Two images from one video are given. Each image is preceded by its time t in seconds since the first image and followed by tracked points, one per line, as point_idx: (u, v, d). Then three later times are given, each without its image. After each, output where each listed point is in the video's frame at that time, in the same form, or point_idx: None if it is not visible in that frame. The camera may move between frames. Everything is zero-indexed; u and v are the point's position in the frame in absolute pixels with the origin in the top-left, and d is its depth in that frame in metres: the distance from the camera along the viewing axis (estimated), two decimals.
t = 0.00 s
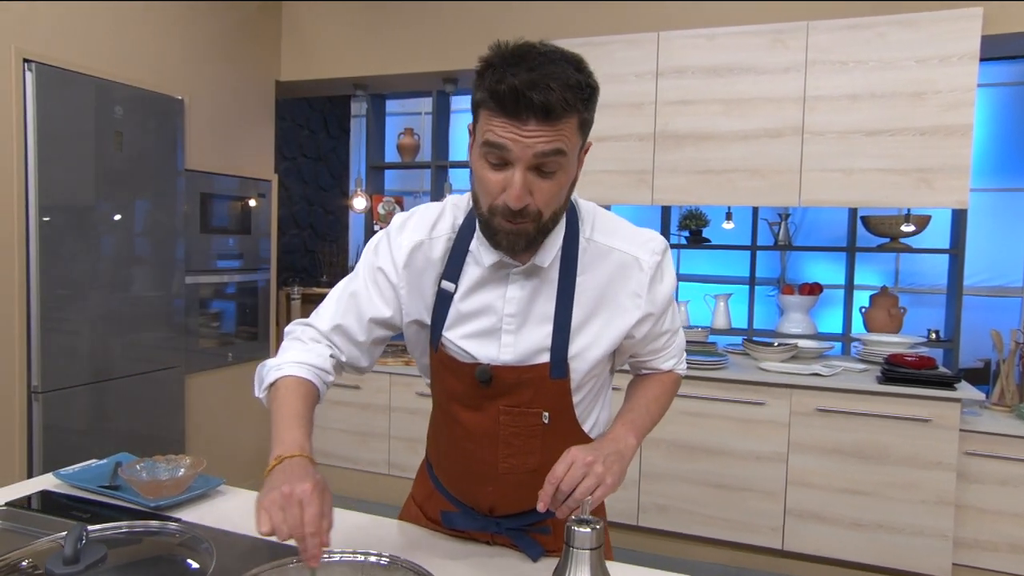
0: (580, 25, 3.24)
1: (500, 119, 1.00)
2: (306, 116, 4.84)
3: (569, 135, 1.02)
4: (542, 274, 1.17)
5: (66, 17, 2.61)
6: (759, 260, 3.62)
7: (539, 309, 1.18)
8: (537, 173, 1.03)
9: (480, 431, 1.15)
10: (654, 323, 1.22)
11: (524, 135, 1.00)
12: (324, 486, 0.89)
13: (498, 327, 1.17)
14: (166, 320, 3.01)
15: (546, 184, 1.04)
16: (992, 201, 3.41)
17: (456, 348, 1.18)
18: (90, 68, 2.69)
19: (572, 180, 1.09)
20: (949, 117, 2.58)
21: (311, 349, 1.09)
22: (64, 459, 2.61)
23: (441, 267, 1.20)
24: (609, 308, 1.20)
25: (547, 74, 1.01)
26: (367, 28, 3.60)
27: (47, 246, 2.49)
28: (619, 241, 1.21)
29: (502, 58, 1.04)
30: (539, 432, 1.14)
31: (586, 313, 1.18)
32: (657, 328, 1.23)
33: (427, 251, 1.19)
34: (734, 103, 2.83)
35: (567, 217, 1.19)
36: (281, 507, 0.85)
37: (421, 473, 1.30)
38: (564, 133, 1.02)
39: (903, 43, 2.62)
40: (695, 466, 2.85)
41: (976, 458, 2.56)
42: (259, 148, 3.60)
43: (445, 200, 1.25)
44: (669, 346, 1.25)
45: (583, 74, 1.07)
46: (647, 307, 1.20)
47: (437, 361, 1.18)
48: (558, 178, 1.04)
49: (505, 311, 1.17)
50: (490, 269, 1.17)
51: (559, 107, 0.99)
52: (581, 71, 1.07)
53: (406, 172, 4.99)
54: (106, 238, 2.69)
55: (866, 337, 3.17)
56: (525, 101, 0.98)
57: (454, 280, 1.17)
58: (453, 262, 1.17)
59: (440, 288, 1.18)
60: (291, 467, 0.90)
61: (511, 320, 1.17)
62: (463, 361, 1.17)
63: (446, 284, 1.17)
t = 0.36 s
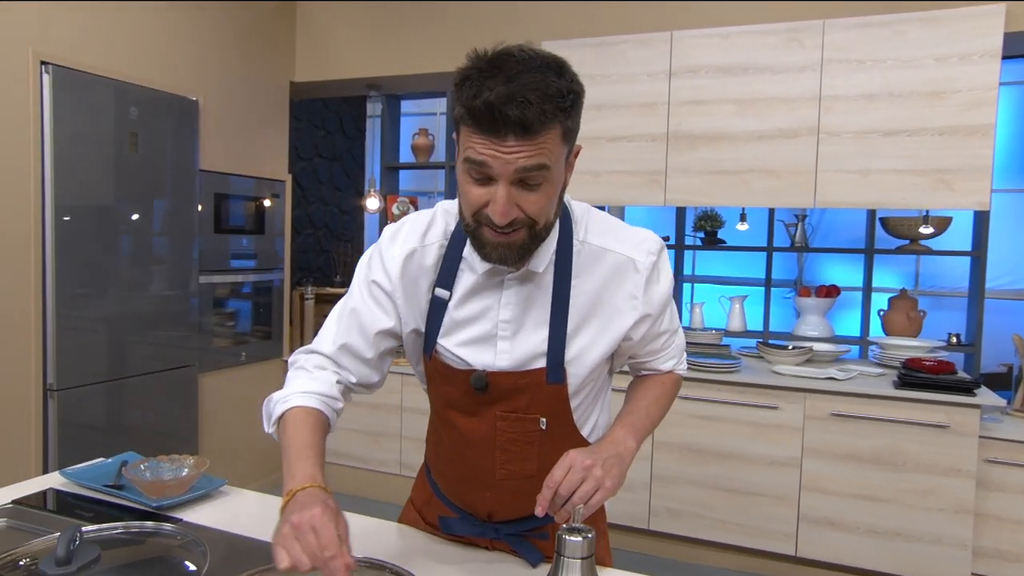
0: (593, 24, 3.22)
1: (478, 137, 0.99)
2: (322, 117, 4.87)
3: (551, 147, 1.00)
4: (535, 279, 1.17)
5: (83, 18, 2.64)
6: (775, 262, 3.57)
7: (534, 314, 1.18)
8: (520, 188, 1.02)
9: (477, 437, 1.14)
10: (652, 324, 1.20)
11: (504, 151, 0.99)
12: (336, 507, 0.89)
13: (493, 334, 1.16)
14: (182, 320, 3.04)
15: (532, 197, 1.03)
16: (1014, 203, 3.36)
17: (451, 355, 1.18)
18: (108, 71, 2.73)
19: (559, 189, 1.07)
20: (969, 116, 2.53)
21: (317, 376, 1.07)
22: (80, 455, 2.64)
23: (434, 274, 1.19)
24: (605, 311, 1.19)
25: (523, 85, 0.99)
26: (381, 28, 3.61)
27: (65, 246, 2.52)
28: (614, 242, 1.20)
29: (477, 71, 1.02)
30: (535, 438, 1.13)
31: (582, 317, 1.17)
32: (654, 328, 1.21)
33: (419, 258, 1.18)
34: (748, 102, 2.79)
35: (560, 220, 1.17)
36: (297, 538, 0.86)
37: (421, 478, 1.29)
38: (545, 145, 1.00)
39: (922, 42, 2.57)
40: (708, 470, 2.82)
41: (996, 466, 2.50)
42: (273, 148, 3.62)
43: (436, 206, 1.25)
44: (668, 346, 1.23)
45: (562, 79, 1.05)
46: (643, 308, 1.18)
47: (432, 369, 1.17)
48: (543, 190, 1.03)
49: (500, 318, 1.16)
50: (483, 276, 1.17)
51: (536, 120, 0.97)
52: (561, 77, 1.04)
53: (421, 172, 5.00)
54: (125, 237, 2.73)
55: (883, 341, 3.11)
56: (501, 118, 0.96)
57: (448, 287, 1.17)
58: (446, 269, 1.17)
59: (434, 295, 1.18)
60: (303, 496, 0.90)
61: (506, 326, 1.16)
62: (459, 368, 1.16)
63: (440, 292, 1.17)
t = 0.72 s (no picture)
0: (612, 25, 3.20)
1: (454, 127, 1.01)
2: (344, 119, 4.91)
3: (527, 138, 1.00)
4: (531, 283, 1.16)
5: (109, 23, 2.70)
6: (798, 265, 3.48)
7: (531, 319, 1.17)
8: (498, 178, 1.02)
9: (476, 444, 1.14)
10: (651, 331, 1.19)
11: (479, 140, 0.99)
12: (294, 537, 0.89)
13: (490, 340, 1.16)
14: (205, 319, 3.08)
15: (511, 188, 1.03)
16: None
17: (448, 362, 1.17)
18: (134, 75, 2.78)
19: (542, 182, 1.07)
20: (999, 115, 2.46)
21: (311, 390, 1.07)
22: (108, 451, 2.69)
23: (429, 280, 1.19)
24: (602, 317, 1.17)
25: (498, 75, 1.00)
26: (401, 29, 3.63)
27: (93, 246, 2.58)
28: (609, 246, 1.18)
29: (457, 65, 1.05)
30: (535, 445, 1.13)
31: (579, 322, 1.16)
32: (652, 335, 1.20)
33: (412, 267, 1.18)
34: (769, 103, 2.75)
35: (554, 224, 1.17)
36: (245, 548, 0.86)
37: (425, 481, 1.30)
38: (521, 136, 1.00)
39: (949, 39, 2.50)
40: (727, 476, 2.78)
41: None
42: (295, 149, 3.66)
43: (430, 210, 1.25)
44: (668, 354, 1.21)
45: (544, 71, 1.05)
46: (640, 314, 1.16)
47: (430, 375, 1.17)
48: (523, 181, 1.03)
49: (497, 323, 1.15)
50: (477, 281, 1.16)
51: (510, 107, 0.98)
52: (541, 69, 1.05)
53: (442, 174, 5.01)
54: (153, 238, 2.78)
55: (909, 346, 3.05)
56: (474, 106, 0.97)
57: (445, 292, 1.17)
58: (442, 275, 1.17)
59: (431, 301, 1.18)
60: (268, 512, 0.90)
61: (502, 333, 1.15)
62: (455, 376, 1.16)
63: (436, 297, 1.17)
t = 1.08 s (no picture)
0: (632, 26, 3.18)
1: (464, 109, 1.04)
2: (368, 122, 4.95)
3: (531, 116, 1.01)
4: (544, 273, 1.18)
5: (137, 30, 2.75)
6: (824, 268, 3.42)
7: (543, 310, 1.18)
8: (506, 156, 1.04)
9: (486, 436, 1.16)
10: (661, 334, 1.17)
11: (486, 120, 1.02)
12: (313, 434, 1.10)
13: (501, 328, 1.17)
14: (229, 321, 3.12)
15: (519, 167, 1.04)
16: None
17: (463, 348, 1.21)
18: (161, 80, 2.83)
19: (552, 162, 1.07)
20: None
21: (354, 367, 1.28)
22: (134, 450, 2.74)
23: (450, 265, 1.26)
24: (612, 312, 1.16)
25: (505, 59, 1.03)
26: (422, 33, 3.65)
27: (120, 248, 2.63)
28: (624, 242, 1.18)
29: (472, 53, 1.09)
30: (543, 437, 1.14)
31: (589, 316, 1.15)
32: (662, 340, 1.18)
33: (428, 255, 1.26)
34: (791, 103, 2.71)
35: (570, 216, 1.18)
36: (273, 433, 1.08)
37: (437, 482, 1.30)
38: (525, 114, 1.02)
39: (979, 37, 2.44)
40: (748, 482, 2.74)
41: None
42: (317, 153, 3.70)
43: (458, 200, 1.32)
44: (678, 361, 1.19)
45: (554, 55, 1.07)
46: (651, 313, 1.14)
47: (448, 362, 1.21)
48: (531, 160, 1.04)
49: (508, 311, 1.17)
50: (493, 266, 1.20)
51: (514, 87, 1.00)
52: (550, 53, 1.06)
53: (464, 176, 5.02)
54: (180, 240, 2.83)
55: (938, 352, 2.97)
56: (479, 87, 1.01)
57: (465, 278, 1.21)
58: (462, 262, 1.21)
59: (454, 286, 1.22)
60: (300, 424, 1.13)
61: (514, 320, 1.16)
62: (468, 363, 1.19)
63: (457, 283, 1.21)
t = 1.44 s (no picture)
0: (648, 27, 3.15)
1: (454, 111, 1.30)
2: (386, 126, 4.98)
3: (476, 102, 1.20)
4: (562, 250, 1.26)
5: (158, 39, 2.81)
6: (846, 270, 3.37)
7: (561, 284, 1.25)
8: (468, 137, 1.23)
9: (505, 413, 1.25)
10: (674, 308, 1.21)
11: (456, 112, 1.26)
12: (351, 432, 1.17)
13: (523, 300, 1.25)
14: (248, 325, 3.15)
15: (474, 144, 1.22)
16: None
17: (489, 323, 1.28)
18: (182, 88, 2.88)
19: (506, 138, 1.20)
20: None
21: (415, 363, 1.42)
22: (154, 451, 2.78)
23: (484, 248, 1.39)
24: (626, 284, 1.20)
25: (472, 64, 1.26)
26: (437, 38, 3.67)
27: (141, 252, 2.67)
28: (635, 223, 1.25)
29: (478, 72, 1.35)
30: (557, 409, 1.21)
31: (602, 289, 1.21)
32: (677, 316, 1.21)
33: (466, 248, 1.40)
34: (809, 104, 2.68)
35: (584, 200, 1.28)
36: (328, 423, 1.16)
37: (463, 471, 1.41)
38: (477, 100, 1.21)
39: (1002, 34, 2.39)
40: (766, 488, 2.70)
41: None
42: (334, 158, 3.73)
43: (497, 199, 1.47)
44: (693, 339, 1.21)
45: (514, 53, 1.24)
46: (662, 286, 1.19)
47: (477, 339, 1.29)
48: (482, 137, 1.21)
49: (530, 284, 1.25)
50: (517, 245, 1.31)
51: (464, 82, 1.24)
52: (515, 53, 1.23)
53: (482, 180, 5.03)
54: (201, 245, 2.88)
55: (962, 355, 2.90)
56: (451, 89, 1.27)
57: (494, 259, 1.32)
58: (493, 244, 1.33)
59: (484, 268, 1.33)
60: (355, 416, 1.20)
61: (534, 295, 1.25)
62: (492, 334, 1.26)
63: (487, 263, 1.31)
